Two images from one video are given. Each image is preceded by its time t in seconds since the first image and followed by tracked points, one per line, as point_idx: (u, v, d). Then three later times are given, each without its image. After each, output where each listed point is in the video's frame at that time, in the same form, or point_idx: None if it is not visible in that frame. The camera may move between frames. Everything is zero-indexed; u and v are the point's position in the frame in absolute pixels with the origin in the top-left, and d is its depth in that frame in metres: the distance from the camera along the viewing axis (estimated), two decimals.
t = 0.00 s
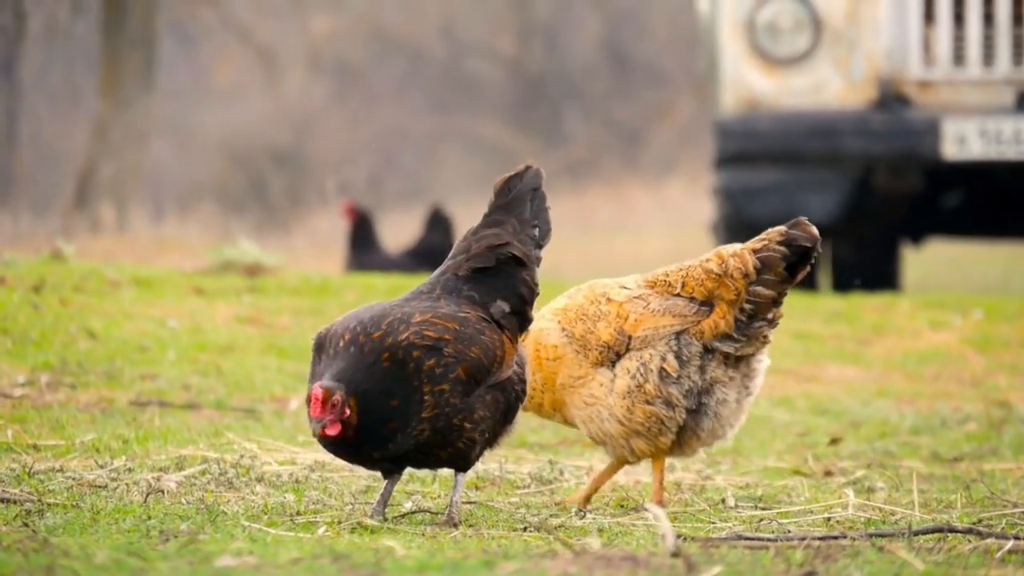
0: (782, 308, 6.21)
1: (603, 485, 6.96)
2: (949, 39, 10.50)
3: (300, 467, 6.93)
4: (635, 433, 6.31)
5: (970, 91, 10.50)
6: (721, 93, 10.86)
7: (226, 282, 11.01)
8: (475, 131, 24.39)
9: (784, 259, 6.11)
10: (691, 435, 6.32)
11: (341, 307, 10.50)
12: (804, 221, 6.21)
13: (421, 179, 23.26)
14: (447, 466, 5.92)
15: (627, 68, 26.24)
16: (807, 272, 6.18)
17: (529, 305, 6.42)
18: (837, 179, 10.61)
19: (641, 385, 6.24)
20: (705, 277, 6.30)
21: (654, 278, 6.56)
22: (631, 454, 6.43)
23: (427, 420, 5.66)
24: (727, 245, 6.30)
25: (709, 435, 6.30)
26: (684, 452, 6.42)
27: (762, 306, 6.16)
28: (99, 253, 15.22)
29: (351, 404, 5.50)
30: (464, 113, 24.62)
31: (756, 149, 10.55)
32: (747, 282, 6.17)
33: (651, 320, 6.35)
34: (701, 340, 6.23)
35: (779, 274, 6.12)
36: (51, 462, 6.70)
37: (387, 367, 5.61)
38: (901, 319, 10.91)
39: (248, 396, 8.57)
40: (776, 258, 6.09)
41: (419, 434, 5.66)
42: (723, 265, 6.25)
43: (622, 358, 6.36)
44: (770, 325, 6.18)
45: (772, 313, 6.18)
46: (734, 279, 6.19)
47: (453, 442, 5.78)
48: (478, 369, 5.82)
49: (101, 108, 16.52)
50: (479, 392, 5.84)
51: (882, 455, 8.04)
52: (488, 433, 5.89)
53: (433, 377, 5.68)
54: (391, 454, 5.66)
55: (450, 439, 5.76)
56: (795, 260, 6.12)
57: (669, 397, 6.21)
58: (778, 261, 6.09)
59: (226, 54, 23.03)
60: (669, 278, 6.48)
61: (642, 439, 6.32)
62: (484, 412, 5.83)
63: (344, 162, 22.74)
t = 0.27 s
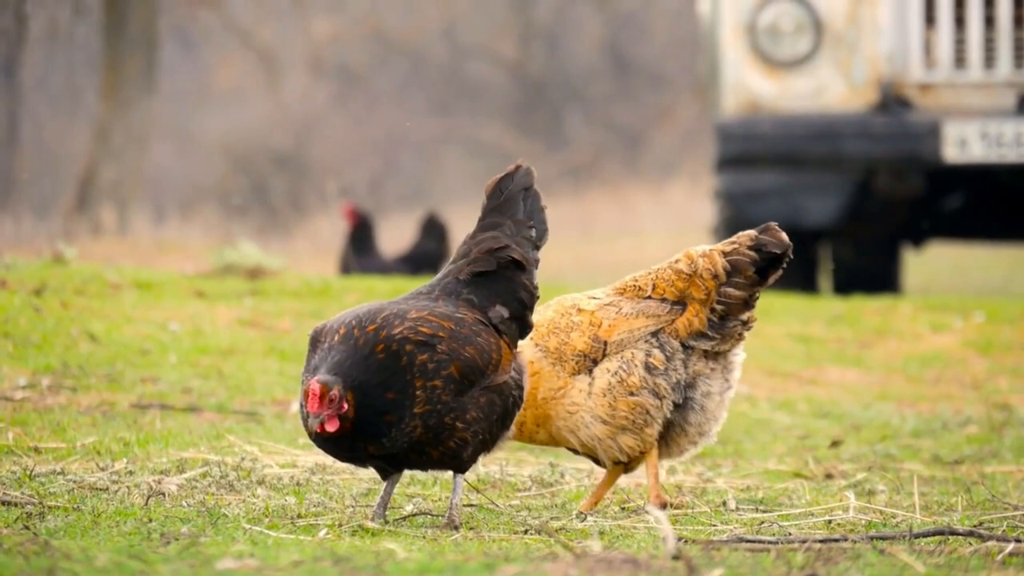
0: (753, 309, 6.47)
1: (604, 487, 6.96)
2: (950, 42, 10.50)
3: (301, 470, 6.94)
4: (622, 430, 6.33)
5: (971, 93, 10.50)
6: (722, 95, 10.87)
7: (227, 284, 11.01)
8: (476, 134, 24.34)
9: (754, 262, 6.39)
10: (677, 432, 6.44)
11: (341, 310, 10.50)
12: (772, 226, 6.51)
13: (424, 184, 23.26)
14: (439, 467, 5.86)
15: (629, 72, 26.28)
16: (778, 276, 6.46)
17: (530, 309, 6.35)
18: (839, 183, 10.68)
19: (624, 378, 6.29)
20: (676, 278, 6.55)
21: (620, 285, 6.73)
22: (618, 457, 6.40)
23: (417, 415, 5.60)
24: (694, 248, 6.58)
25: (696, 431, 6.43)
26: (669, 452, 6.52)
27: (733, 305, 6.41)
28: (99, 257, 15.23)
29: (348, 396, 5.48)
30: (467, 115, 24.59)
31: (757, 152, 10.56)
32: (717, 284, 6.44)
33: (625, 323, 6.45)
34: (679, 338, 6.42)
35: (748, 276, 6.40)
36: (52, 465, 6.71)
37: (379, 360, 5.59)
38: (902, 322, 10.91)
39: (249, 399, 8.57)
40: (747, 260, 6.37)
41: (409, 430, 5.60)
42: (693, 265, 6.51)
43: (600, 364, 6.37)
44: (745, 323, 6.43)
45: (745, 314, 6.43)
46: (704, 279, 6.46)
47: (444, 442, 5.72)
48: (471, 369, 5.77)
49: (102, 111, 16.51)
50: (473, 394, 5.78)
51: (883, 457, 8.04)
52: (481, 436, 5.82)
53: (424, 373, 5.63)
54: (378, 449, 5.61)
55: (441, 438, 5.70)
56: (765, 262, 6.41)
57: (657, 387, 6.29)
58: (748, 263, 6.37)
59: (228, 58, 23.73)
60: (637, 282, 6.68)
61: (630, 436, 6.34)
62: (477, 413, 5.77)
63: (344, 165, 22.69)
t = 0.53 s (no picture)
0: (731, 304, 6.39)
1: (604, 490, 6.96)
2: (951, 44, 10.50)
3: (302, 472, 6.94)
4: (604, 421, 6.26)
5: (972, 96, 10.51)
6: (723, 97, 10.85)
7: (227, 286, 11.03)
8: (476, 136, 24.36)
9: (732, 260, 6.31)
10: (661, 425, 6.39)
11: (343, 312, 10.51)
12: (753, 225, 6.40)
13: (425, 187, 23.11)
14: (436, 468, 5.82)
15: (630, 74, 26.32)
16: (755, 274, 6.38)
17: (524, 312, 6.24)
18: (841, 186, 10.66)
19: (603, 369, 6.26)
20: (654, 273, 6.51)
21: (599, 286, 6.72)
22: (604, 450, 6.33)
23: (400, 421, 5.54)
24: (673, 243, 6.51)
25: (680, 423, 6.37)
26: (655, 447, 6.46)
27: (711, 301, 6.33)
28: (101, 259, 15.26)
29: (272, 446, 5.42)
30: (467, 117, 24.63)
31: (759, 154, 10.56)
32: (694, 279, 6.36)
33: (604, 320, 6.44)
34: (658, 332, 6.39)
35: (727, 273, 6.33)
36: (53, 467, 6.71)
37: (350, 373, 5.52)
38: (903, 325, 10.90)
39: (250, 401, 8.58)
40: (724, 258, 6.29)
41: (393, 437, 5.55)
42: (670, 259, 6.46)
43: (581, 360, 6.35)
44: (723, 318, 6.37)
45: (723, 310, 6.36)
46: (682, 273, 6.39)
47: (435, 444, 5.66)
48: (460, 372, 5.69)
49: (103, 112, 16.52)
50: (463, 395, 5.72)
51: (884, 459, 8.04)
52: (475, 438, 5.75)
53: (406, 379, 5.55)
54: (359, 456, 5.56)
55: (431, 441, 5.64)
56: (743, 261, 6.32)
57: (637, 375, 6.26)
58: (726, 261, 6.29)
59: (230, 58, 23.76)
60: (614, 281, 6.67)
61: (612, 426, 6.27)
62: (469, 415, 5.71)
63: (345, 166, 22.65)
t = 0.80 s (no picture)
0: (726, 304, 6.39)
1: (605, 492, 6.96)
2: (953, 47, 10.49)
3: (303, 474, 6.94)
4: (601, 419, 6.25)
5: (973, 98, 10.49)
6: (724, 100, 10.88)
7: (228, 289, 11.03)
8: (477, 139, 24.34)
9: (727, 260, 6.29)
10: (658, 425, 6.40)
11: (344, 314, 10.51)
12: (748, 226, 6.39)
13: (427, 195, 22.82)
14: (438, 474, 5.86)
15: (631, 77, 26.31)
16: (752, 273, 6.36)
17: (519, 313, 6.14)
18: (841, 188, 10.64)
19: (599, 367, 6.26)
20: (648, 273, 6.50)
21: (594, 290, 6.70)
22: (600, 450, 6.32)
23: (374, 438, 5.60)
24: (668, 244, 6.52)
25: (677, 423, 6.37)
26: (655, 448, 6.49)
27: (707, 301, 6.33)
28: (101, 261, 15.26)
29: (249, 480, 5.57)
30: (468, 119, 24.60)
31: (760, 157, 10.56)
32: (689, 279, 6.34)
33: (600, 320, 6.43)
34: (654, 332, 6.38)
35: (723, 274, 6.31)
36: (54, 469, 6.72)
37: (304, 396, 5.60)
38: (904, 327, 10.90)
39: (251, 402, 8.57)
40: (720, 258, 6.27)
41: (371, 453, 5.62)
42: (665, 260, 6.45)
43: (577, 362, 6.32)
44: (718, 317, 6.37)
45: (718, 309, 6.36)
46: (676, 273, 6.37)
47: (421, 453, 5.69)
48: (436, 382, 5.70)
49: (104, 115, 16.51)
50: (445, 404, 5.71)
51: (885, 462, 8.04)
52: (465, 443, 5.76)
53: (376, 397, 5.59)
54: (344, 469, 5.67)
55: (415, 452, 5.67)
56: (739, 261, 6.30)
57: (634, 373, 6.27)
58: (722, 262, 6.27)
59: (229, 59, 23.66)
60: (609, 283, 6.65)
61: (608, 425, 6.26)
62: (452, 423, 5.70)
63: (346, 169, 22.59)
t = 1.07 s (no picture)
0: (728, 303, 6.42)
1: (605, 495, 6.96)
2: (954, 49, 10.49)
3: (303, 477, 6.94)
4: (603, 421, 6.24)
5: (973, 101, 10.49)
6: (725, 102, 10.87)
7: (228, 292, 11.03)
8: (477, 141, 24.34)
9: (728, 259, 6.31)
10: (658, 427, 6.39)
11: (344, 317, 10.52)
12: (747, 223, 6.41)
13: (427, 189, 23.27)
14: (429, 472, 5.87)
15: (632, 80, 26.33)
16: (752, 271, 6.39)
17: (516, 315, 6.11)
18: (843, 192, 10.61)
19: (601, 369, 6.25)
20: (649, 275, 6.50)
21: (594, 291, 6.69)
22: (602, 453, 6.32)
23: (358, 430, 5.63)
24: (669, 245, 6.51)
25: (678, 425, 6.37)
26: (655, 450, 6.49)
27: (708, 301, 6.36)
28: (101, 264, 15.27)
29: (244, 429, 5.74)
30: (468, 121, 24.60)
31: (761, 159, 10.54)
32: (691, 279, 6.36)
33: (601, 323, 6.43)
34: (655, 333, 6.39)
35: (724, 272, 6.33)
36: (54, 472, 6.72)
37: (308, 380, 5.66)
38: (905, 330, 10.90)
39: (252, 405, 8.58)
40: (721, 257, 6.30)
41: (357, 447, 5.66)
42: (666, 261, 6.44)
43: (578, 364, 6.31)
44: (720, 317, 6.40)
45: (719, 309, 6.39)
46: (678, 274, 6.39)
47: (406, 449, 5.69)
48: (421, 379, 5.69)
49: (105, 118, 16.50)
50: (429, 401, 5.70)
51: (886, 464, 8.04)
52: (450, 443, 5.75)
53: (358, 390, 5.62)
54: (330, 466, 5.71)
55: (399, 447, 5.68)
56: (739, 258, 6.32)
57: (637, 374, 6.26)
58: (723, 260, 6.30)
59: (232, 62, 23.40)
60: (610, 285, 6.64)
61: (610, 427, 6.26)
62: (437, 420, 5.70)
63: (347, 170, 22.66)
